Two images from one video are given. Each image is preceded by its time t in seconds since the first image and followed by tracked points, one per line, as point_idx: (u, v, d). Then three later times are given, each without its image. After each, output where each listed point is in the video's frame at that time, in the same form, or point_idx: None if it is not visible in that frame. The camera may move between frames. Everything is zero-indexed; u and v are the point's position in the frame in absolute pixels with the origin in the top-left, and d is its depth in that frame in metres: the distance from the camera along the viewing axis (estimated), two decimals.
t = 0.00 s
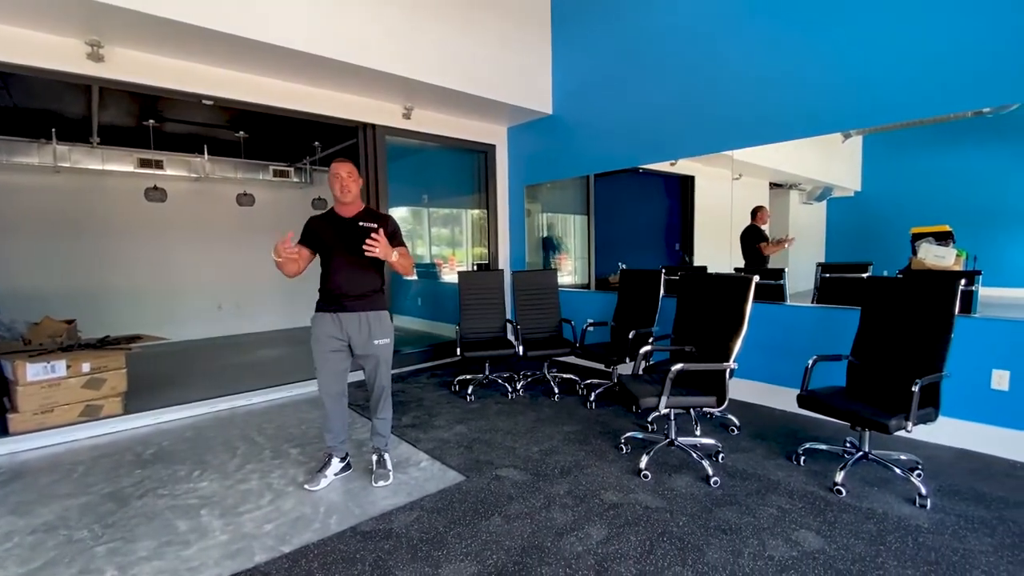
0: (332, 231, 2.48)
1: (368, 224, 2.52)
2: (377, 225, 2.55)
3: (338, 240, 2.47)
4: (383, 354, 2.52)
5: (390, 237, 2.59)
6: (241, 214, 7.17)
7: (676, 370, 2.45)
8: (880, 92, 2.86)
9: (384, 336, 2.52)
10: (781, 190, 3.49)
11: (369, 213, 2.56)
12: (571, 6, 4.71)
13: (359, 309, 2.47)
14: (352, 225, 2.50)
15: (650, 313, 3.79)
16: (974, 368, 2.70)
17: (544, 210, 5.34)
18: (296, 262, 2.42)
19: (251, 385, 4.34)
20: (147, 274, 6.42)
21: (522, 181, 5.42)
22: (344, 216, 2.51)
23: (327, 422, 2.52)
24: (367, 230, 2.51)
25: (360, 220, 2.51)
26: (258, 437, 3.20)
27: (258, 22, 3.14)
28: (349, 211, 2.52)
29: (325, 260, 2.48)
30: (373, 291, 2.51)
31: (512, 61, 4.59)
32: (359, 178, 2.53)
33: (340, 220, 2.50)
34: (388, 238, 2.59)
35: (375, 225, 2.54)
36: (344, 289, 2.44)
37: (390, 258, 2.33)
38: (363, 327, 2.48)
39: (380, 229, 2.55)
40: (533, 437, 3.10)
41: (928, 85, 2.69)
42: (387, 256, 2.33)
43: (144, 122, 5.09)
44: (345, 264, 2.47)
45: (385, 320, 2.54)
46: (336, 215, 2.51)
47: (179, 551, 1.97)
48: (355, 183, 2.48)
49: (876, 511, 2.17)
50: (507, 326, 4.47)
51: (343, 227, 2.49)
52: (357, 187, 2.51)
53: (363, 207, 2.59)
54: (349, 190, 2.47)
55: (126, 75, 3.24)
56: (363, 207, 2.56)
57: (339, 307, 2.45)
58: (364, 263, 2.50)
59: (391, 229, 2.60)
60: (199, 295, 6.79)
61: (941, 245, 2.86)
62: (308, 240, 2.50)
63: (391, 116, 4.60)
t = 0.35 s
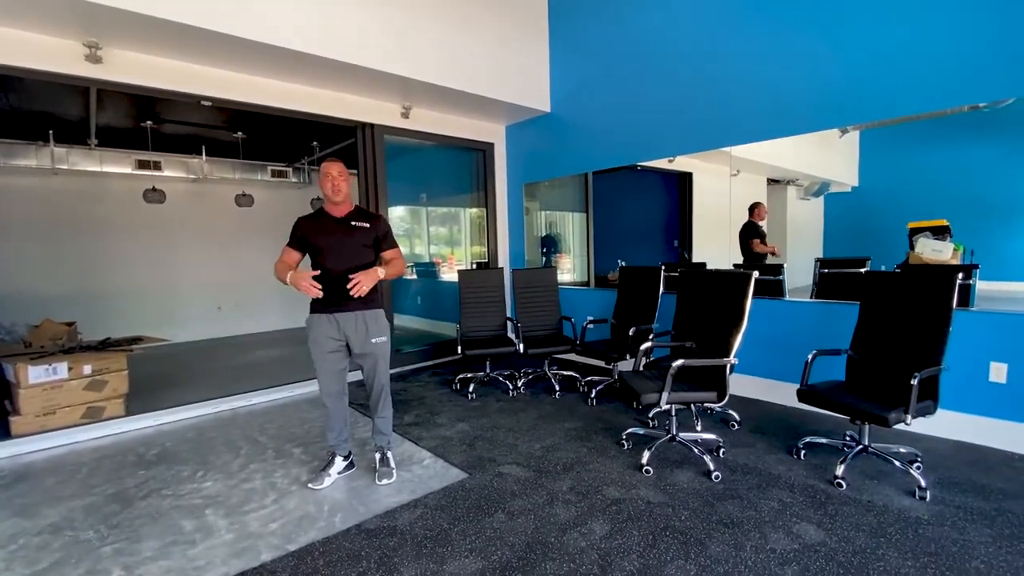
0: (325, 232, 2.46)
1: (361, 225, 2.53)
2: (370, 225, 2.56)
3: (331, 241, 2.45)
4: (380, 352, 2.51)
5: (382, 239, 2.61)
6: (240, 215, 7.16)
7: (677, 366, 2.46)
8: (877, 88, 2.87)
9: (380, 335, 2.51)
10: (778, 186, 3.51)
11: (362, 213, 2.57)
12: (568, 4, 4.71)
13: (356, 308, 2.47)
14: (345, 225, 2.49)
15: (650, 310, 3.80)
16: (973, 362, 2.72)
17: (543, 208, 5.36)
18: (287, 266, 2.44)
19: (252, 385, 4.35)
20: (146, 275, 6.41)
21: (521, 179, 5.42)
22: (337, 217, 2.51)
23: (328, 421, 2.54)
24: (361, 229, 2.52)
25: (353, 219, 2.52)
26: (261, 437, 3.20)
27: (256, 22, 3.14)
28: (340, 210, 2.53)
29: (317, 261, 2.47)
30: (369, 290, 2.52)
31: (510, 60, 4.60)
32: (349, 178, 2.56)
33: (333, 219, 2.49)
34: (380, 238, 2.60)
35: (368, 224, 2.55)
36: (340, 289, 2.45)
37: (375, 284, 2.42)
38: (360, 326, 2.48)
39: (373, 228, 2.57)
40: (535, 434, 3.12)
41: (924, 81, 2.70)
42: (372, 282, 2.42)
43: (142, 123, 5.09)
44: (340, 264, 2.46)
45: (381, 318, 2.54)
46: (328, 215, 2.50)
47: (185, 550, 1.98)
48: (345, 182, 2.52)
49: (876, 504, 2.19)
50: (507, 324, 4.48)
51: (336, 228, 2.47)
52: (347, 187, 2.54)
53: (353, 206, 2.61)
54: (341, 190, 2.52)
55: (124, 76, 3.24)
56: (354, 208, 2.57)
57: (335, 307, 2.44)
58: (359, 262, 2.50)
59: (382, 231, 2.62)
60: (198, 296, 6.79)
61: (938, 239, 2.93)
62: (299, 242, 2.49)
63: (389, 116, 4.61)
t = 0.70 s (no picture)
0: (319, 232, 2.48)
1: (355, 223, 2.53)
2: (363, 223, 2.56)
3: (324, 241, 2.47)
4: (378, 351, 2.51)
5: (377, 235, 2.59)
6: (241, 215, 7.17)
7: (679, 361, 2.47)
8: (877, 81, 2.86)
9: (378, 334, 2.51)
10: (778, 182, 3.53)
11: (356, 212, 2.57)
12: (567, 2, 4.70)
13: (351, 307, 2.47)
14: (338, 225, 2.50)
15: (652, 307, 3.81)
16: (976, 355, 2.72)
17: (543, 206, 5.36)
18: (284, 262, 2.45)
19: (255, 385, 4.35)
20: (148, 277, 6.42)
21: (522, 177, 5.41)
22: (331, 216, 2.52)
23: (330, 420, 2.54)
24: (354, 228, 2.52)
25: (347, 218, 2.53)
26: (264, 437, 3.21)
27: (255, 22, 3.14)
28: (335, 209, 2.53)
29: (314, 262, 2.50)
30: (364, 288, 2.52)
31: (509, 58, 4.59)
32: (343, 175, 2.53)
33: (326, 220, 2.51)
34: (375, 235, 2.59)
35: (361, 222, 2.55)
36: (336, 287, 2.46)
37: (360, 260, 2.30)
38: (358, 326, 2.48)
39: (366, 226, 2.56)
40: (538, 431, 3.12)
41: (923, 74, 2.70)
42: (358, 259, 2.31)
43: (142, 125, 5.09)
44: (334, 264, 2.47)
45: (378, 318, 2.53)
46: (323, 216, 2.52)
47: (191, 550, 1.99)
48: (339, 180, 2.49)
49: (878, 498, 2.20)
50: (509, 322, 4.49)
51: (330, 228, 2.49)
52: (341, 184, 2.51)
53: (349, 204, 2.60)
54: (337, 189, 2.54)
55: (124, 78, 3.24)
56: (349, 206, 2.58)
57: (333, 306, 2.46)
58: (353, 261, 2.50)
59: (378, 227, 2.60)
60: (200, 297, 6.80)
61: (939, 233, 2.93)
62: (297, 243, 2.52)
63: (389, 115, 4.61)
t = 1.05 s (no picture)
0: (321, 233, 2.49)
1: (356, 224, 2.53)
2: (365, 223, 2.55)
3: (327, 242, 2.48)
4: (380, 351, 2.51)
5: (379, 235, 2.58)
6: (245, 216, 7.19)
7: (682, 358, 2.47)
8: (878, 76, 2.85)
9: (380, 334, 2.50)
10: (782, 177, 3.52)
11: (358, 212, 2.57)
12: None
13: (352, 307, 2.47)
14: (340, 225, 2.50)
15: (655, 304, 3.80)
16: (982, 350, 2.70)
17: (546, 204, 5.35)
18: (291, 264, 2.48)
19: (260, 385, 4.37)
20: (152, 278, 6.45)
21: (524, 175, 5.41)
22: (333, 217, 2.52)
23: (335, 419, 2.55)
24: (355, 228, 2.51)
25: (348, 218, 2.52)
26: (270, 436, 3.23)
27: (255, 23, 3.14)
28: (338, 210, 2.53)
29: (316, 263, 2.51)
30: (366, 287, 2.51)
31: (510, 56, 4.58)
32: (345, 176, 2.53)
33: (328, 220, 2.51)
34: (377, 235, 2.58)
35: (362, 222, 2.54)
36: (338, 287, 2.46)
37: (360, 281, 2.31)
38: (360, 326, 2.48)
39: (367, 226, 2.55)
40: (542, 429, 3.13)
41: (923, 68, 2.69)
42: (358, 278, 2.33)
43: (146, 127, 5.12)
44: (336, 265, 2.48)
45: (380, 317, 2.53)
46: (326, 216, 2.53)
47: (198, 549, 2.00)
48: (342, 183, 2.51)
49: (884, 494, 2.19)
50: (512, 320, 4.49)
51: (332, 229, 2.49)
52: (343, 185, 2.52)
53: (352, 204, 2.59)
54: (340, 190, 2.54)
55: (127, 80, 3.26)
56: (351, 207, 2.57)
57: (336, 306, 2.46)
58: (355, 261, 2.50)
59: (380, 227, 2.60)
60: (205, 298, 6.83)
61: (945, 228, 2.96)
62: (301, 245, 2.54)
63: (391, 115, 4.62)
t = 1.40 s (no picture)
0: (335, 233, 2.53)
1: (367, 225, 2.49)
2: (376, 223, 2.51)
3: (339, 241, 2.51)
4: (386, 353, 2.49)
5: (390, 236, 2.51)
6: (252, 217, 7.24)
7: (689, 356, 2.45)
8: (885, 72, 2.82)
9: (386, 336, 2.48)
10: (789, 174, 3.45)
11: (371, 212, 2.55)
12: None
13: (360, 308, 2.46)
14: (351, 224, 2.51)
15: (661, 302, 3.78)
16: (993, 347, 2.67)
17: (551, 202, 5.33)
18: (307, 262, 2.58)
19: (268, 384, 4.40)
20: (161, 279, 6.50)
21: (529, 175, 5.41)
22: (347, 217, 2.55)
23: (343, 417, 2.57)
24: (364, 229, 2.49)
25: (359, 218, 2.52)
26: (277, 435, 3.25)
27: (263, 25, 3.16)
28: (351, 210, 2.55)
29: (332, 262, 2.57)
30: (377, 288, 2.48)
31: (514, 54, 4.57)
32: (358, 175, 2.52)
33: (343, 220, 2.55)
34: (388, 237, 2.51)
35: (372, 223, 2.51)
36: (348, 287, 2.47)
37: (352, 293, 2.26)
38: (366, 326, 2.47)
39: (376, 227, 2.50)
40: (547, 428, 3.12)
41: (930, 63, 2.66)
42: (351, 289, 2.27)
43: (153, 129, 5.16)
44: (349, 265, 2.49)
45: (386, 319, 2.49)
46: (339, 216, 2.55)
47: (207, 547, 2.02)
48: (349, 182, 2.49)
49: (894, 493, 2.17)
50: (518, 319, 4.48)
51: (345, 229, 2.51)
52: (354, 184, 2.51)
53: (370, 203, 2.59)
54: (344, 189, 2.49)
55: (135, 83, 3.28)
56: (365, 205, 2.56)
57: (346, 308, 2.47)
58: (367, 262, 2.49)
59: (391, 228, 2.52)
60: (212, 299, 6.88)
61: (956, 224, 2.95)
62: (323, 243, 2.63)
63: (396, 114, 4.62)
